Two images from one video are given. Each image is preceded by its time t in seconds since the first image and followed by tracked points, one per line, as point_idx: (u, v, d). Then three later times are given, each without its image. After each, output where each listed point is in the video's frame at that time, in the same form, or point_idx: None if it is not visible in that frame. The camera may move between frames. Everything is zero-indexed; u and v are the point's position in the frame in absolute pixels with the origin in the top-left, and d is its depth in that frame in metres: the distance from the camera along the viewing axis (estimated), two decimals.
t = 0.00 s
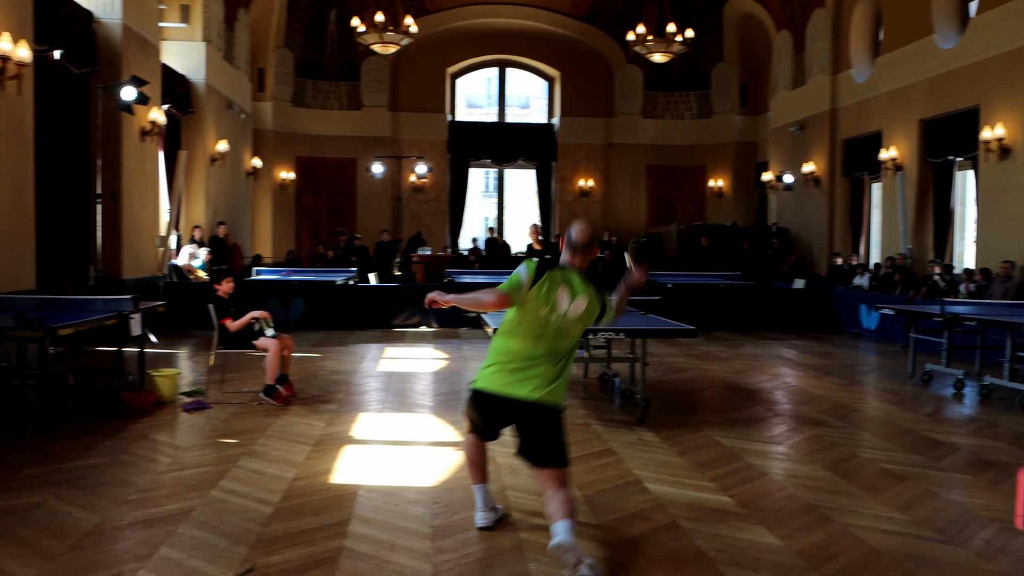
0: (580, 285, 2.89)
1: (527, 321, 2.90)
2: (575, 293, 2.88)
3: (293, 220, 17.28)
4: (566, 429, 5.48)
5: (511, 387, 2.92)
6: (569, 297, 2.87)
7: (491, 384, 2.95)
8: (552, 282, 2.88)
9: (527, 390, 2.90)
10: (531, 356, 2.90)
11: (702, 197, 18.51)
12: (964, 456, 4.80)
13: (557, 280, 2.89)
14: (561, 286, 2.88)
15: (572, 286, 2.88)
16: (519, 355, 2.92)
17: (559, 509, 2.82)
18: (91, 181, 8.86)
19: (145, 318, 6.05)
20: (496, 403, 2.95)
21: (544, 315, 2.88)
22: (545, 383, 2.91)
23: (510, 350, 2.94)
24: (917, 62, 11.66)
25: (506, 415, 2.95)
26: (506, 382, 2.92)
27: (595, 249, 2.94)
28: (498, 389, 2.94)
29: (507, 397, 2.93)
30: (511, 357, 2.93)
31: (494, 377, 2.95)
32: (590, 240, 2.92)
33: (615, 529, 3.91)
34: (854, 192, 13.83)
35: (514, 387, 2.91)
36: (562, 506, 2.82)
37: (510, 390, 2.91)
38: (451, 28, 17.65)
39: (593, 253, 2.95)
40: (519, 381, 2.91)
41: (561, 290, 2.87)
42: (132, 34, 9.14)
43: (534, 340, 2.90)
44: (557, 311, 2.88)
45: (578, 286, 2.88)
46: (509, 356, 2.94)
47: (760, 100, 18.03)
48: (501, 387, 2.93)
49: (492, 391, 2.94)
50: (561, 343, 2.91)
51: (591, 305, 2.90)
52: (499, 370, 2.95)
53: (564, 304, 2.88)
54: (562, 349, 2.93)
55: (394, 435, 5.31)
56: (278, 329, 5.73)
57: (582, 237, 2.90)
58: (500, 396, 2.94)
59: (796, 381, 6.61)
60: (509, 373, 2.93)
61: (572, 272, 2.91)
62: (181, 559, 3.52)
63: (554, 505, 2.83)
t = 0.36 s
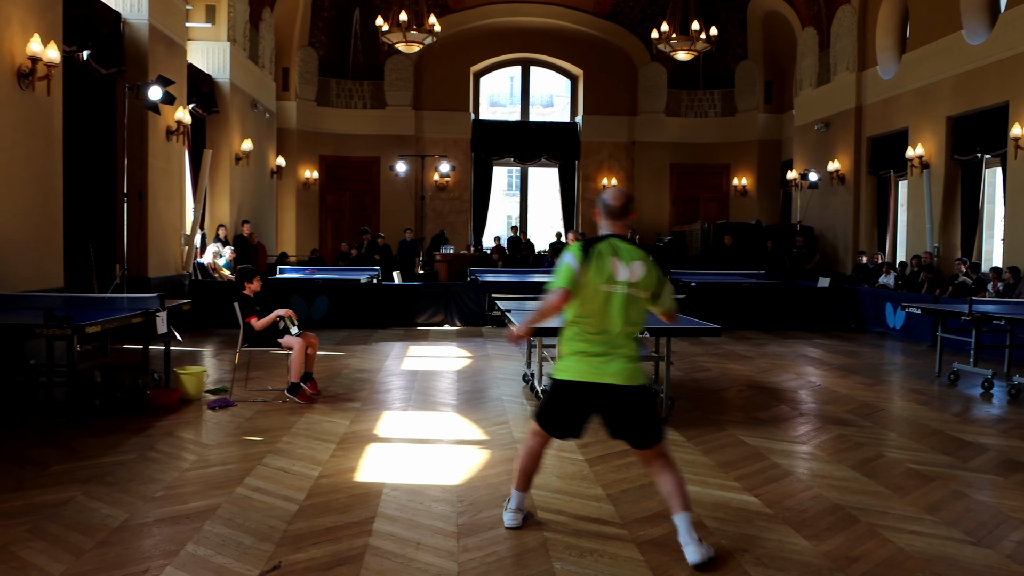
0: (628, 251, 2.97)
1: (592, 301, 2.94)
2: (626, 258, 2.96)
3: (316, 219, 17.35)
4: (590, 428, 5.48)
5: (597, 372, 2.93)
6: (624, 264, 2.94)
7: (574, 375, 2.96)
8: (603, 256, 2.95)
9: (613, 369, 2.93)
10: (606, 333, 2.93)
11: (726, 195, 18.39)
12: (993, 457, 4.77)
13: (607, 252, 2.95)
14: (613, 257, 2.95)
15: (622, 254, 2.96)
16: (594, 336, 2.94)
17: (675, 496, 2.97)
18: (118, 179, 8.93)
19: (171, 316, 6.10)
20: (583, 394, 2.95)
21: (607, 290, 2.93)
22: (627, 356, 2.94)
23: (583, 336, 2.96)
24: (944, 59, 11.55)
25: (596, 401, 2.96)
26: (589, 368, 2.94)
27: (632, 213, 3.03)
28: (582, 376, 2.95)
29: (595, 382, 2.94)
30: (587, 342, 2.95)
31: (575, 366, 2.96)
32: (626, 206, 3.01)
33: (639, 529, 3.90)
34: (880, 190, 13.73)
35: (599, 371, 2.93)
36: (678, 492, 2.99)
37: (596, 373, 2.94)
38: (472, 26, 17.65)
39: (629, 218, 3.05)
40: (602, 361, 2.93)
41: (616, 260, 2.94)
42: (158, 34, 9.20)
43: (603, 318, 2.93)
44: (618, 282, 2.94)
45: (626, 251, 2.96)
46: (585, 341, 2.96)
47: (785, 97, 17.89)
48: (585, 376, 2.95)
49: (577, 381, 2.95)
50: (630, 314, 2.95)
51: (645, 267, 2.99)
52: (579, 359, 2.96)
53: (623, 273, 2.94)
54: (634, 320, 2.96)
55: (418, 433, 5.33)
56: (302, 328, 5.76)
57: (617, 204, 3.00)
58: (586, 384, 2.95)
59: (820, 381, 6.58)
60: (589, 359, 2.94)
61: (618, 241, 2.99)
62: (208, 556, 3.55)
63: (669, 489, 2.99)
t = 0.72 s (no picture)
0: (666, 230, 2.86)
1: (637, 286, 2.81)
2: (666, 237, 2.84)
3: (315, 216, 17.34)
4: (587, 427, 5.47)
5: (653, 360, 2.77)
6: (665, 243, 2.82)
7: (628, 366, 2.79)
8: (642, 238, 2.83)
9: (669, 354, 2.78)
10: (657, 317, 2.78)
11: (725, 195, 18.40)
12: (989, 458, 4.78)
13: (645, 234, 2.84)
14: (652, 238, 2.84)
15: (660, 234, 2.84)
16: (644, 322, 2.79)
17: (702, 498, 3.06)
18: (116, 174, 8.91)
19: (168, 312, 6.07)
20: (640, 386, 2.77)
21: (651, 270, 2.81)
22: (682, 339, 2.80)
23: (633, 324, 2.81)
24: (944, 61, 11.57)
25: (656, 393, 2.78)
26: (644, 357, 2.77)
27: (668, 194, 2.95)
28: (637, 366, 2.78)
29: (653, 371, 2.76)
30: (638, 330, 2.80)
31: (629, 356, 2.79)
32: (660, 187, 2.92)
33: (635, 528, 3.90)
34: (879, 191, 13.76)
35: (656, 358, 2.77)
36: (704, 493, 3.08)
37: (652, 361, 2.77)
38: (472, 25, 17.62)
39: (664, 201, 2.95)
40: (656, 348, 2.77)
41: (655, 239, 2.83)
42: (158, 29, 9.17)
43: (652, 302, 2.80)
44: (660, 262, 2.81)
45: (665, 231, 2.85)
46: (636, 329, 2.80)
47: (785, 98, 17.89)
48: (640, 365, 2.77)
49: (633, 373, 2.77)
50: (679, 293, 2.82)
51: (687, 244, 2.87)
52: (632, 349, 2.79)
53: (665, 251, 2.82)
54: (684, 300, 2.82)
55: (415, 431, 5.32)
56: (300, 325, 5.74)
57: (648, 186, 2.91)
58: (643, 375, 2.78)
59: (818, 381, 6.58)
60: (643, 347, 2.78)
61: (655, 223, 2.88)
62: (203, 553, 3.54)
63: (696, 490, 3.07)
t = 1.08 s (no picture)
0: (645, 273, 2.49)
1: (612, 331, 2.42)
2: (645, 281, 2.47)
3: (289, 213, 17.26)
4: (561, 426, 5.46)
5: (627, 414, 2.39)
6: (644, 286, 2.45)
7: (603, 418, 2.40)
8: (617, 280, 2.46)
9: (647, 406, 2.39)
10: (636, 365, 2.40)
11: (699, 196, 18.50)
12: (958, 458, 4.82)
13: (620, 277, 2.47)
14: (629, 280, 2.46)
15: (638, 276, 2.47)
16: (621, 371, 2.40)
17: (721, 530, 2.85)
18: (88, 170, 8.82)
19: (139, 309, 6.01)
20: (616, 439, 2.39)
21: (626, 313, 2.42)
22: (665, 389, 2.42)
23: (608, 371, 2.41)
24: (915, 65, 11.70)
25: (632, 446, 2.41)
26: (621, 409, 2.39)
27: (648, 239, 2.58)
28: (614, 417, 2.39)
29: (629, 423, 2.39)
30: (612, 380, 2.40)
31: (604, 407, 2.40)
32: (637, 233, 2.57)
33: (608, 528, 3.90)
34: (851, 193, 13.88)
35: (634, 409, 2.39)
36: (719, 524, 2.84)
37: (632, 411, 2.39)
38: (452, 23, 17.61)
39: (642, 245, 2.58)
40: (634, 399, 2.39)
41: (632, 281, 2.45)
42: (131, 24, 9.08)
43: (627, 350, 2.41)
44: (638, 305, 2.43)
45: (644, 274, 2.48)
46: (611, 377, 2.41)
47: (760, 99, 17.98)
48: (617, 418, 2.39)
49: (602, 424, 2.39)
50: (661, 340, 2.43)
51: (667, 289, 2.49)
52: (604, 401, 2.40)
53: (644, 295, 2.44)
54: (664, 349, 2.43)
55: (388, 430, 5.30)
56: (272, 323, 5.70)
57: (625, 230, 2.56)
58: (619, 427, 2.39)
59: (790, 381, 6.62)
60: (620, 398, 2.40)
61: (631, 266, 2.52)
62: (172, 553, 3.50)
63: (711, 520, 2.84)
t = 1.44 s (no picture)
0: (595, 253, 2.37)
1: (565, 307, 2.25)
2: (594, 261, 2.34)
3: (277, 213, 17.19)
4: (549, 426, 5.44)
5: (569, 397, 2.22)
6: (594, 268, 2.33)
7: (539, 399, 2.22)
8: (578, 253, 2.28)
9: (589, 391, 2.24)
10: (581, 347, 2.26)
11: (688, 197, 18.54)
12: (943, 458, 4.84)
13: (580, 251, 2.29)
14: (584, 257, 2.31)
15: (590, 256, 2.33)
16: (566, 351, 2.24)
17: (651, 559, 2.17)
18: (74, 169, 8.78)
19: (125, 309, 5.97)
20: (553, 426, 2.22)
21: (582, 293, 2.27)
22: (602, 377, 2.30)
23: (553, 350, 2.25)
24: (901, 66, 11.77)
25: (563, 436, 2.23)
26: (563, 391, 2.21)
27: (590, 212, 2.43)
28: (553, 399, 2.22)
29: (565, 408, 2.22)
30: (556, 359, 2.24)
31: (542, 389, 2.22)
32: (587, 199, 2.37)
33: (595, 529, 3.90)
34: (838, 193, 13.94)
35: (572, 394, 2.22)
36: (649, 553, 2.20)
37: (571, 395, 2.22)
38: (441, 23, 17.60)
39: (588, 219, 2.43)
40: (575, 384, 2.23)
41: (587, 260, 2.30)
42: (118, 22, 9.06)
43: (578, 330, 2.26)
44: (591, 287, 2.30)
45: (593, 254, 2.35)
46: (557, 357, 2.24)
47: (747, 100, 18.03)
48: (553, 401, 2.22)
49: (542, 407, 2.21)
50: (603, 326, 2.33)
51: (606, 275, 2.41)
52: (546, 382, 2.23)
53: (595, 277, 2.33)
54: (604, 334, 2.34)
55: (375, 430, 5.28)
56: (259, 323, 5.67)
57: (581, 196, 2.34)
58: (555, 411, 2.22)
59: (777, 381, 6.64)
60: (562, 379, 2.22)
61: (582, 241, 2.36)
62: (158, 553, 3.48)
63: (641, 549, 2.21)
